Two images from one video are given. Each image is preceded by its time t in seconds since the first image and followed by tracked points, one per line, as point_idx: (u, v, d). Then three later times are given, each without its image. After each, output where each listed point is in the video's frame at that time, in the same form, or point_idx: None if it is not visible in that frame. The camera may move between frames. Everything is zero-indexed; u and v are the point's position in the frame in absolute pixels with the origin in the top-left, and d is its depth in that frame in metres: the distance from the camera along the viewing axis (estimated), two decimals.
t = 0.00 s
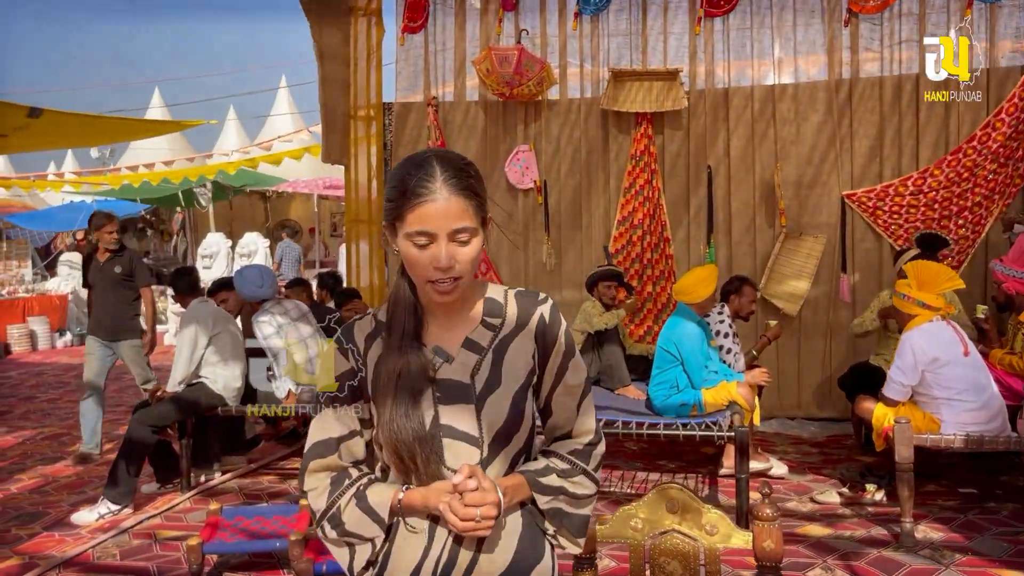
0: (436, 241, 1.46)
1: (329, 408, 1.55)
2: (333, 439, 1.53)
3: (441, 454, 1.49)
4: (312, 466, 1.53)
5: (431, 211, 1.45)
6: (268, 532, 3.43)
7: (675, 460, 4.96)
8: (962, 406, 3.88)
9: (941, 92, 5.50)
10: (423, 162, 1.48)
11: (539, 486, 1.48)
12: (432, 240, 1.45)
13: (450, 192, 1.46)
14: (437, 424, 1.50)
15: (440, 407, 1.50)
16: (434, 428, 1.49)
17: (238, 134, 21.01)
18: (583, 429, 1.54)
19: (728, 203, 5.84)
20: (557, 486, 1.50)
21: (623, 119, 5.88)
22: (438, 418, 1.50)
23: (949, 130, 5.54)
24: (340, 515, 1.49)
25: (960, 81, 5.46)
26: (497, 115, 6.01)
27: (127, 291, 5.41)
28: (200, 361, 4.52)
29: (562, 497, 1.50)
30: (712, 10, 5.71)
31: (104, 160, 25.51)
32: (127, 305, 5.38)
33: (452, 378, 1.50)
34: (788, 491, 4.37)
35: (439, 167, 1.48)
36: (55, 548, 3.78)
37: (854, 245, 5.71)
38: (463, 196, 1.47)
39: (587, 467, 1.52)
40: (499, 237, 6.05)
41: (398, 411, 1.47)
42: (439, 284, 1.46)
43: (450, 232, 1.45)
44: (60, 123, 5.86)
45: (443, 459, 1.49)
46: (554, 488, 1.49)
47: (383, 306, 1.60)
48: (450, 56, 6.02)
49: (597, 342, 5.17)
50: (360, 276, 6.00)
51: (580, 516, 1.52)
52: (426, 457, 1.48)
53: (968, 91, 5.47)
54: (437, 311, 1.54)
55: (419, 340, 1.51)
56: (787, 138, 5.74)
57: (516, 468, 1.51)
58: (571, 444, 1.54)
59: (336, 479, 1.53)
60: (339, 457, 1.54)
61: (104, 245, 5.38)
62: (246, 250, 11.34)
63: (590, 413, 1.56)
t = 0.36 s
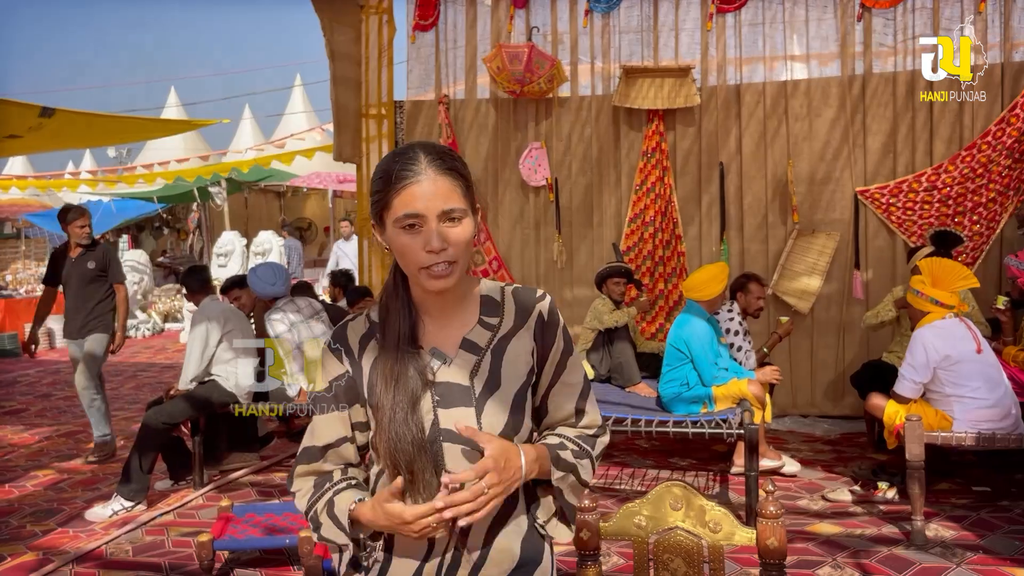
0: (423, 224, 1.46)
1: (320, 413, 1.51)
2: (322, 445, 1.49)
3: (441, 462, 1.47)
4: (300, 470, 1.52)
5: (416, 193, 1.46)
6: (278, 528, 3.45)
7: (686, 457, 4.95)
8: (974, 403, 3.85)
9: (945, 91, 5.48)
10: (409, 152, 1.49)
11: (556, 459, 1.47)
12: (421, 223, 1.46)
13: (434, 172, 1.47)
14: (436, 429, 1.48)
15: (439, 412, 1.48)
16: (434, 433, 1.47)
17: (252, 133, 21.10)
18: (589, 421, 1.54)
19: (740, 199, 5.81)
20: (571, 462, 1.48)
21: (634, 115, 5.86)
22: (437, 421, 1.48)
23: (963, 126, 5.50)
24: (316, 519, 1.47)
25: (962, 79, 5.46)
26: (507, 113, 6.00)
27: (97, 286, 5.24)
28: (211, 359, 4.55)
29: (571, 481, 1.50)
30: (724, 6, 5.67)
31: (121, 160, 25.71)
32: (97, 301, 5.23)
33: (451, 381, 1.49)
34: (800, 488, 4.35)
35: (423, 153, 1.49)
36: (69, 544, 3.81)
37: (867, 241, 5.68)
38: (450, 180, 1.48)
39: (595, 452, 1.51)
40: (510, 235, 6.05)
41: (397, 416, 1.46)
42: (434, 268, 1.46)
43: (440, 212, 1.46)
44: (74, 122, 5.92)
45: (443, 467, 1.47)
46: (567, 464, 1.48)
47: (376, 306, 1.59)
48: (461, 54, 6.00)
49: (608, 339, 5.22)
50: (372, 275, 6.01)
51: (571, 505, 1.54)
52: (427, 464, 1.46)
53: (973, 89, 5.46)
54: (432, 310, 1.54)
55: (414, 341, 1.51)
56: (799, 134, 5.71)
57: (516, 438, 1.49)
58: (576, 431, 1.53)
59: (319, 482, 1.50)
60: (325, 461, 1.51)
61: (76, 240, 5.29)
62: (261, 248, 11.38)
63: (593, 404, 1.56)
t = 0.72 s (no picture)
0: (417, 230, 1.47)
1: (328, 413, 1.53)
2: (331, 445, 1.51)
3: (434, 463, 1.48)
4: (315, 471, 1.52)
5: (410, 199, 1.47)
6: (286, 527, 3.46)
7: (694, 456, 4.95)
8: (983, 402, 3.84)
9: (937, 91, 5.50)
10: (404, 155, 1.50)
11: (558, 476, 1.45)
12: (414, 229, 1.46)
13: (430, 176, 1.48)
14: (430, 432, 1.48)
15: (433, 413, 1.48)
16: (428, 435, 1.48)
17: (260, 133, 21.16)
18: (590, 426, 1.52)
19: (747, 198, 5.80)
20: (576, 478, 1.47)
21: (641, 114, 5.86)
22: (431, 424, 1.48)
23: (970, 123, 5.49)
24: (332, 516, 1.48)
25: (964, 79, 5.46)
26: (514, 112, 5.99)
27: (69, 293, 5.02)
28: (219, 359, 4.58)
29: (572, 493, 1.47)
30: (730, 4, 5.66)
31: (128, 161, 25.83)
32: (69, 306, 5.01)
33: (445, 384, 1.50)
34: (807, 487, 4.34)
35: (418, 157, 1.50)
36: (79, 543, 3.83)
37: (875, 240, 5.67)
38: (444, 184, 1.49)
39: (597, 462, 1.49)
40: (517, 234, 6.05)
41: (391, 420, 1.47)
42: (424, 274, 1.47)
43: (433, 219, 1.47)
44: (82, 123, 5.93)
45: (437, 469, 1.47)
46: (574, 480, 1.46)
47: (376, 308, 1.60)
48: (468, 54, 6.00)
49: (614, 339, 5.19)
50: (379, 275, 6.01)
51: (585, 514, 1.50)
52: (421, 467, 1.47)
53: (975, 89, 5.46)
54: (429, 311, 1.54)
55: (410, 345, 1.51)
56: (807, 132, 5.69)
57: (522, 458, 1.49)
58: (579, 439, 1.51)
59: (333, 482, 1.51)
60: (339, 461, 1.52)
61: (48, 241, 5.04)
62: (269, 248, 11.39)
63: (595, 408, 1.54)
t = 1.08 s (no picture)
0: (438, 225, 1.47)
1: (322, 411, 1.49)
2: (321, 443, 1.48)
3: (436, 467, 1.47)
4: (301, 469, 1.50)
5: (437, 193, 1.47)
6: (291, 528, 3.45)
7: (699, 457, 4.94)
8: (990, 402, 3.82)
9: (938, 91, 5.49)
10: (430, 149, 1.51)
11: (537, 479, 1.47)
12: (436, 223, 1.46)
13: (460, 172, 1.48)
14: (432, 435, 1.48)
15: (437, 416, 1.48)
16: (431, 438, 1.47)
17: (264, 135, 21.18)
18: (589, 432, 1.53)
19: (752, 197, 5.79)
20: (564, 481, 1.49)
21: (645, 114, 5.85)
22: (434, 427, 1.47)
23: (976, 122, 5.47)
24: (324, 514, 1.47)
25: (964, 79, 5.44)
26: (518, 113, 5.99)
27: (41, 291, 4.92)
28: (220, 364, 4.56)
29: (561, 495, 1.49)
30: (734, 4, 5.64)
31: (133, 163, 25.89)
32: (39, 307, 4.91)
33: (448, 387, 1.49)
34: (813, 488, 4.33)
35: (447, 153, 1.50)
36: (84, 545, 3.83)
37: (880, 240, 5.65)
38: (470, 182, 1.49)
39: (593, 467, 1.50)
40: (521, 234, 6.04)
41: (395, 422, 1.46)
42: (440, 270, 1.46)
43: (456, 215, 1.47)
44: (87, 125, 5.95)
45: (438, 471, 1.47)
46: (558, 484, 1.48)
47: (379, 306, 1.59)
48: (472, 55, 5.99)
49: (619, 339, 5.22)
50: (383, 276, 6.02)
51: (585, 519, 1.51)
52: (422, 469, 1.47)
53: (978, 89, 5.44)
54: (434, 311, 1.54)
55: (416, 345, 1.51)
56: (811, 132, 5.68)
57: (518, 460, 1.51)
58: (576, 445, 1.53)
59: (322, 480, 1.49)
60: (330, 460, 1.50)
61: (10, 242, 4.92)
62: (273, 249, 11.39)
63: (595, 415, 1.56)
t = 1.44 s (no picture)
0: (430, 228, 1.47)
1: (327, 413, 1.48)
2: (331, 446, 1.47)
3: (446, 461, 1.47)
4: (312, 474, 1.48)
5: (428, 197, 1.46)
6: (292, 529, 3.45)
7: (700, 457, 4.94)
8: (991, 401, 3.82)
9: (937, 91, 5.49)
10: (421, 152, 1.50)
11: (541, 472, 1.46)
12: (428, 227, 1.46)
13: (450, 175, 1.48)
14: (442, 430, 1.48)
15: (445, 413, 1.48)
16: (441, 432, 1.47)
17: (264, 137, 21.19)
18: (588, 421, 1.54)
19: (752, 197, 5.78)
20: (564, 473, 1.48)
21: (645, 114, 5.84)
22: (444, 424, 1.48)
23: (976, 122, 5.47)
24: (339, 519, 1.46)
25: (968, 79, 5.44)
26: (518, 113, 5.99)
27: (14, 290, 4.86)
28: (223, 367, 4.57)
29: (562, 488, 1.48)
30: (734, 4, 5.64)
31: (133, 165, 25.91)
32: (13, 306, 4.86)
33: (456, 383, 1.49)
34: (815, 488, 4.33)
35: (439, 155, 1.49)
36: (85, 546, 3.83)
37: (881, 240, 5.65)
38: (461, 184, 1.48)
39: (592, 458, 1.50)
40: (521, 235, 6.04)
41: (404, 418, 1.45)
42: (431, 273, 1.46)
43: (447, 219, 1.46)
44: (88, 127, 5.95)
45: (447, 464, 1.48)
46: (560, 477, 1.47)
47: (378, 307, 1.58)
48: (471, 55, 5.99)
49: (620, 339, 5.22)
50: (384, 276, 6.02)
51: (583, 508, 1.51)
52: (433, 465, 1.47)
53: (978, 89, 5.44)
54: (435, 311, 1.54)
55: (419, 343, 1.50)
56: (812, 132, 5.68)
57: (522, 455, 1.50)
58: (576, 435, 1.53)
59: (335, 484, 1.48)
60: (339, 462, 1.49)
61: None
62: (273, 251, 11.38)
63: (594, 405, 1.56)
